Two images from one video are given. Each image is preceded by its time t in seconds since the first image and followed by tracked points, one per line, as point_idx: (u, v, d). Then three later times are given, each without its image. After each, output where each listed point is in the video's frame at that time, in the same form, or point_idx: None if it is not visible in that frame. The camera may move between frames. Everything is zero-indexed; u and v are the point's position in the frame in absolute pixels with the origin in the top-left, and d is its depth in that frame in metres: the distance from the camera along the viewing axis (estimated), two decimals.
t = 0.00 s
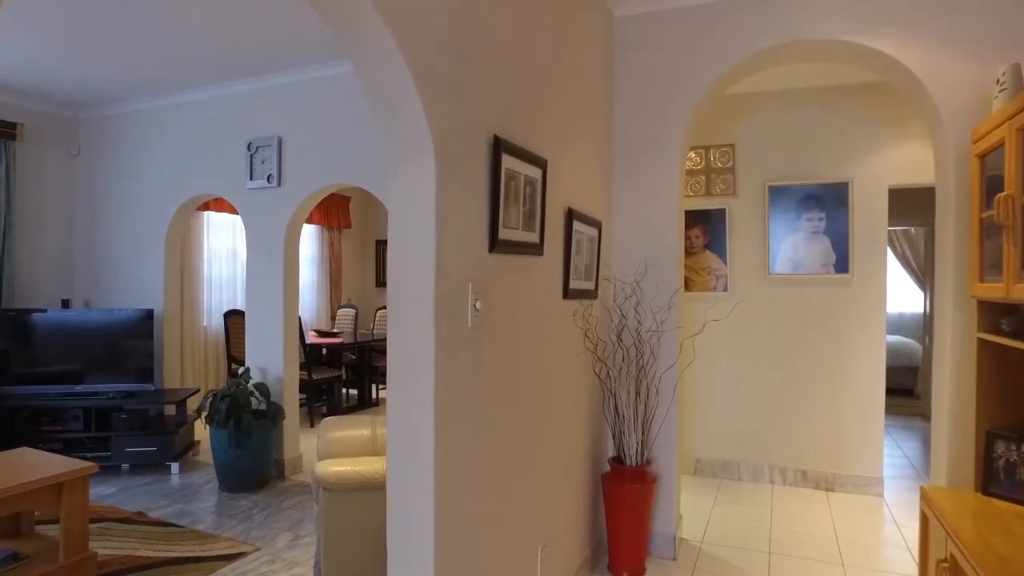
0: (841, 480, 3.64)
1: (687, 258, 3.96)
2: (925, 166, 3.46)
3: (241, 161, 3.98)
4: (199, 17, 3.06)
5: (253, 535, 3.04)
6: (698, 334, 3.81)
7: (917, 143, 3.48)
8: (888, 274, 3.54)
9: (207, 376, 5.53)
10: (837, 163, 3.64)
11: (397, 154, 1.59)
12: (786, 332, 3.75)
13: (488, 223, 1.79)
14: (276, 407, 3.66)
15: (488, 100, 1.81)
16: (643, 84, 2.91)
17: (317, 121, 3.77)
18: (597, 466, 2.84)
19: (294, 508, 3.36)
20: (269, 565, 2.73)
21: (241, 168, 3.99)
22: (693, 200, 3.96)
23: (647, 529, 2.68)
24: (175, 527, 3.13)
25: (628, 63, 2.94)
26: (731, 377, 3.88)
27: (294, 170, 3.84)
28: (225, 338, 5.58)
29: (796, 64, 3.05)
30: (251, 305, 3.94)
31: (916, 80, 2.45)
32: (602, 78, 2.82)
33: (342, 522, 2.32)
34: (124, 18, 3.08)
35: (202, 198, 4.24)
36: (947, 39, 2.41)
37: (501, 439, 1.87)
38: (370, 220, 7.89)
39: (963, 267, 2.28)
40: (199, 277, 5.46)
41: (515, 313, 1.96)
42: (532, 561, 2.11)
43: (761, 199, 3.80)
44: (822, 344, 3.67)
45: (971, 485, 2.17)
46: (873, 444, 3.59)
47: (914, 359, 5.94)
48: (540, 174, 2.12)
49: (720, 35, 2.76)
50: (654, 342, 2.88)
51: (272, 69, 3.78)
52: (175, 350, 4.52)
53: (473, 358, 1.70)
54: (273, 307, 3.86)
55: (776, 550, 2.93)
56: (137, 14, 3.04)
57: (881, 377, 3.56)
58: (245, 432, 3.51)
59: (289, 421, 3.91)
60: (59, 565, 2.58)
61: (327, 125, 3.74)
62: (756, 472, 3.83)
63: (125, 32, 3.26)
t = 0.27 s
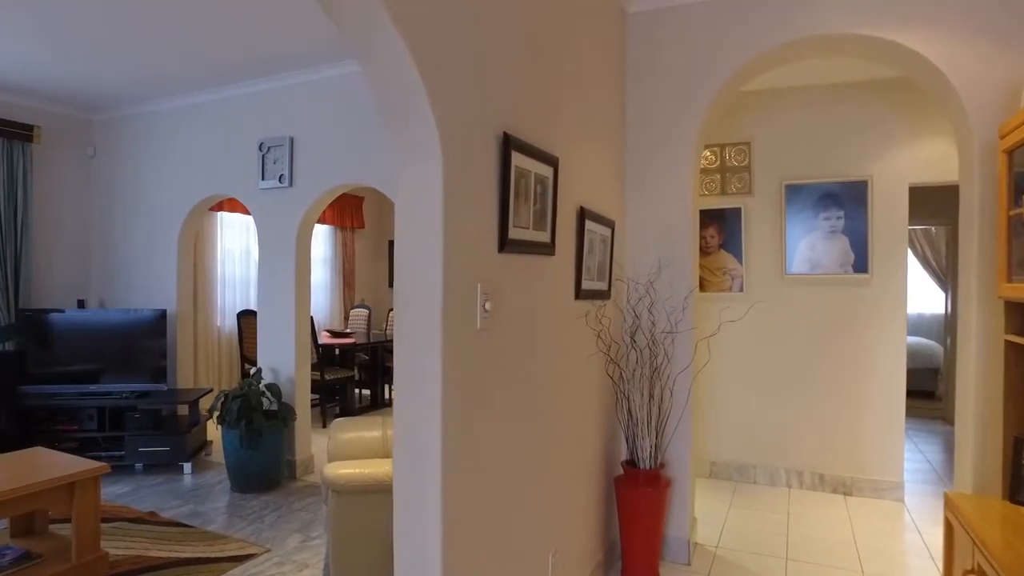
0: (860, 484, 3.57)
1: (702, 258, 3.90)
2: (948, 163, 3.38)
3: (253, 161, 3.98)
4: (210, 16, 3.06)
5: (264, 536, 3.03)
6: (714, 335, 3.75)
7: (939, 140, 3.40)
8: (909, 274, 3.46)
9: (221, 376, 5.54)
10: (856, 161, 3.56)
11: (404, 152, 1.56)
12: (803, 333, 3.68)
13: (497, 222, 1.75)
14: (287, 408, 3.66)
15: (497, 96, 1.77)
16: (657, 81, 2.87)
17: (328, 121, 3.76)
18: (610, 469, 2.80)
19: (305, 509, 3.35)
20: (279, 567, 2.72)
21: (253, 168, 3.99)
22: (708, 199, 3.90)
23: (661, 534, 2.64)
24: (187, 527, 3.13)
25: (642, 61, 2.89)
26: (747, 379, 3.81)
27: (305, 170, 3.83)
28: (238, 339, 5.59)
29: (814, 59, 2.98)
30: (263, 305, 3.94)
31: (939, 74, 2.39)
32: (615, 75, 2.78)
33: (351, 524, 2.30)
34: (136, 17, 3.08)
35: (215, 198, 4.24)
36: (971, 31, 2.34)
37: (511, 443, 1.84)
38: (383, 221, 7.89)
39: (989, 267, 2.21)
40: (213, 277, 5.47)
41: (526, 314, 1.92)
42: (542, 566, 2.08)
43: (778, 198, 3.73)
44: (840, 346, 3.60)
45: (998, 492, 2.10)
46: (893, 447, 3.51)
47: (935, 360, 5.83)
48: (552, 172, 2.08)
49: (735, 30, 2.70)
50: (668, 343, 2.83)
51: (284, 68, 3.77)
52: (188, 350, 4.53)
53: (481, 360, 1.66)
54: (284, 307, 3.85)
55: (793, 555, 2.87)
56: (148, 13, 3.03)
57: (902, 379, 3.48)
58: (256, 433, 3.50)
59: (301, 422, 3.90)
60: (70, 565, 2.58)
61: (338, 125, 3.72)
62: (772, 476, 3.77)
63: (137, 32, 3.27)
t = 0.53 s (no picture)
0: (879, 488, 3.50)
1: (717, 258, 3.85)
2: (971, 160, 3.30)
3: (266, 161, 3.98)
4: (222, 15, 3.06)
5: (274, 536, 3.03)
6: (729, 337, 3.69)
7: (962, 136, 3.32)
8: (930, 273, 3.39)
9: (234, 376, 5.56)
10: (875, 158, 3.49)
11: (411, 149, 1.53)
12: (820, 334, 3.61)
13: (507, 221, 1.73)
14: (299, 408, 3.65)
15: (507, 93, 1.75)
16: (671, 78, 2.83)
17: (340, 121, 3.75)
18: (623, 472, 2.76)
19: (317, 510, 3.34)
20: (289, 568, 2.71)
21: (265, 168, 3.99)
22: (723, 198, 3.85)
23: (675, 538, 2.59)
24: (198, 527, 3.13)
25: (656, 58, 2.86)
26: (763, 381, 3.75)
27: (317, 169, 3.82)
28: (251, 339, 5.60)
29: (832, 53, 2.92)
30: (275, 305, 3.94)
31: (963, 68, 2.32)
32: (628, 72, 2.74)
33: (361, 526, 2.28)
34: (148, 18, 3.09)
35: (227, 198, 4.25)
36: (996, 24, 2.27)
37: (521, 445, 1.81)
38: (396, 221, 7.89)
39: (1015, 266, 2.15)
40: (227, 277, 5.49)
41: (536, 315, 1.89)
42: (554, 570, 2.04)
43: (795, 197, 3.67)
44: (859, 347, 3.53)
45: None
46: (914, 451, 3.43)
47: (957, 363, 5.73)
48: (563, 170, 2.05)
49: (751, 25, 2.66)
50: (682, 344, 2.79)
51: (296, 68, 3.77)
52: (202, 350, 4.54)
53: (491, 361, 1.64)
54: (297, 307, 3.85)
55: (811, 561, 2.82)
56: (161, 13, 3.04)
57: (923, 381, 3.41)
58: (268, 433, 3.50)
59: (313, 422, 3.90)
60: (82, 564, 2.59)
61: (350, 124, 3.71)
62: (789, 479, 3.70)
63: (150, 32, 3.27)
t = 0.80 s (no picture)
0: (899, 492, 3.43)
1: (732, 257, 3.80)
2: (994, 157, 3.23)
3: (279, 161, 3.98)
4: (234, 16, 3.06)
5: (286, 536, 3.02)
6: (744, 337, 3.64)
7: (984, 133, 3.24)
8: (951, 273, 3.31)
9: (248, 375, 5.58)
10: (895, 156, 3.43)
11: (420, 147, 1.51)
12: (838, 335, 3.55)
13: (519, 219, 1.70)
14: (311, 408, 3.65)
15: (519, 89, 1.72)
16: (685, 74, 2.79)
17: (352, 120, 3.74)
18: (637, 474, 2.72)
19: (328, 510, 3.33)
20: (300, 568, 2.70)
21: (278, 168, 4.00)
22: (738, 196, 3.80)
23: (689, 541, 2.55)
24: (211, 527, 3.13)
25: (670, 54, 2.82)
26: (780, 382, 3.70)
27: (329, 169, 3.81)
28: (265, 338, 5.62)
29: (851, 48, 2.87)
30: (288, 305, 3.94)
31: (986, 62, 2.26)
32: (642, 69, 2.71)
33: (372, 527, 2.27)
34: (161, 18, 3.10)
35: (241, 198, 4.26)
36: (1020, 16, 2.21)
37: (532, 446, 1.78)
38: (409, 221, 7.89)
39: None
40: (240, 277, 5.51)
41: (548, 315, 1.87)
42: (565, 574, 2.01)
43: (812, 195, 3.61)
44: (878, 348, 3.47)
45: None
46: (934, 454, 3.36)
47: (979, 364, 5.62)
48: (576, 168, 2.02)
49: (767, 20, 2.61)
50: (697, 345, 2.75)
51: (308, 68, 3.77)
52: (215, 349, 4.56)
53: (501, 362, 1.61)
54: (309, 307, 3.85)
55: (829, 566, 2.76)
56: (173, 14, 3.04)
57: (944, 383, 3.33)
58: (280, 433, 3.50)
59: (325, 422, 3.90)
60: (96, 562, 2.59)
61: (362, 124, 3.70)
62: (806, 481, 3.64)
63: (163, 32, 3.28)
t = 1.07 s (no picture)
0: (918, 496, 3.36)
1: (746, 257, 3.76)
2: (1015, 154, 3.15)
3: (290, 161, 3.98)
4: (245, 15, 3.05)
5: (296, 537, 3.01)
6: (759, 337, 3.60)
7: (1006, 129, 3.17)
8: (972, 273, 3.25)
9: (260, 376, 5.59)
10: (913, 153, 3.36)
11: (429, 144, 1.48)
12: (855, 335, 3.50)
13: (530, 217, 1.67)
14: (322, 409, 3.64)
15: (530, 85, 1.69)
16: (699, 71, 2.75)
17: (363, 119, 3.73)
18: (650, 476, 2.69)
19: (339, 511, 3.32)
20: (311, 570, 2.69)
21: (289, 168, 4.00)
22: (753, 195, 3.76)
23: (703, 545, 2.51)
24: (222, 527, 3.12)
25: (684, 51, 2.78)
26: (795, 383, 3.65)
27: (340, 169, 3.80)
28: (277, 338, 5.63)
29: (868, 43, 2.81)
30: (300, 305, 3.94)
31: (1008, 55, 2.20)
32: (654, 66, 2.68)
33: (383, 528, 2.25)
34: (172, 18, 3.09)
35: (252, 198, 4.26)
36: None
37: (544, 449, 1.76)
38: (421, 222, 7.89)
39: None
40: (253, 277, 5.52)
41: (559, 315, 1.84)
42: None
43: (827, 194, 3.56)
44: (896, 349, 3.40)
45: None
46: (954, 458, 3.30)
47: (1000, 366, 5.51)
48: (588, 165, 1.99)
49: (783, 15, 2.57)
50: (711, 346, 2.71)
51: (319, 67, 3.76)
52: (228, 349, 4.57)
53: (512, 363, 1.59)
54: (320, 306, 3.85)
55: (846, 571, 2.71)
56: (185, 14, 3.04)
57: (964, 385, 3.27)
58: (291, 433, 3.50)
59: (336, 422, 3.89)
60: (108, 562, 2.59)
61: (373, 123, 3.69)
62: (821, 484, 3.59)
63: (175, 33, 3.28)
